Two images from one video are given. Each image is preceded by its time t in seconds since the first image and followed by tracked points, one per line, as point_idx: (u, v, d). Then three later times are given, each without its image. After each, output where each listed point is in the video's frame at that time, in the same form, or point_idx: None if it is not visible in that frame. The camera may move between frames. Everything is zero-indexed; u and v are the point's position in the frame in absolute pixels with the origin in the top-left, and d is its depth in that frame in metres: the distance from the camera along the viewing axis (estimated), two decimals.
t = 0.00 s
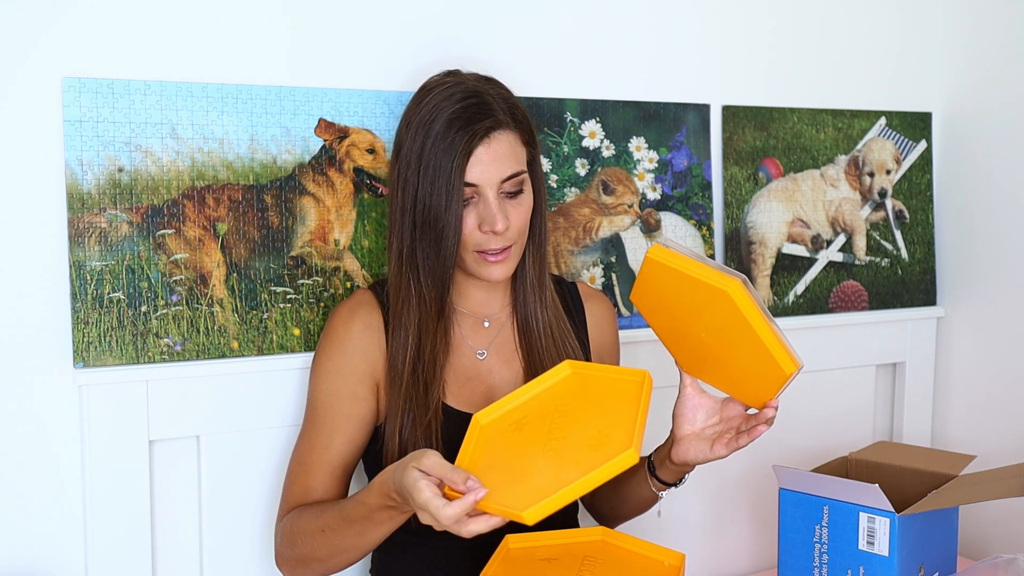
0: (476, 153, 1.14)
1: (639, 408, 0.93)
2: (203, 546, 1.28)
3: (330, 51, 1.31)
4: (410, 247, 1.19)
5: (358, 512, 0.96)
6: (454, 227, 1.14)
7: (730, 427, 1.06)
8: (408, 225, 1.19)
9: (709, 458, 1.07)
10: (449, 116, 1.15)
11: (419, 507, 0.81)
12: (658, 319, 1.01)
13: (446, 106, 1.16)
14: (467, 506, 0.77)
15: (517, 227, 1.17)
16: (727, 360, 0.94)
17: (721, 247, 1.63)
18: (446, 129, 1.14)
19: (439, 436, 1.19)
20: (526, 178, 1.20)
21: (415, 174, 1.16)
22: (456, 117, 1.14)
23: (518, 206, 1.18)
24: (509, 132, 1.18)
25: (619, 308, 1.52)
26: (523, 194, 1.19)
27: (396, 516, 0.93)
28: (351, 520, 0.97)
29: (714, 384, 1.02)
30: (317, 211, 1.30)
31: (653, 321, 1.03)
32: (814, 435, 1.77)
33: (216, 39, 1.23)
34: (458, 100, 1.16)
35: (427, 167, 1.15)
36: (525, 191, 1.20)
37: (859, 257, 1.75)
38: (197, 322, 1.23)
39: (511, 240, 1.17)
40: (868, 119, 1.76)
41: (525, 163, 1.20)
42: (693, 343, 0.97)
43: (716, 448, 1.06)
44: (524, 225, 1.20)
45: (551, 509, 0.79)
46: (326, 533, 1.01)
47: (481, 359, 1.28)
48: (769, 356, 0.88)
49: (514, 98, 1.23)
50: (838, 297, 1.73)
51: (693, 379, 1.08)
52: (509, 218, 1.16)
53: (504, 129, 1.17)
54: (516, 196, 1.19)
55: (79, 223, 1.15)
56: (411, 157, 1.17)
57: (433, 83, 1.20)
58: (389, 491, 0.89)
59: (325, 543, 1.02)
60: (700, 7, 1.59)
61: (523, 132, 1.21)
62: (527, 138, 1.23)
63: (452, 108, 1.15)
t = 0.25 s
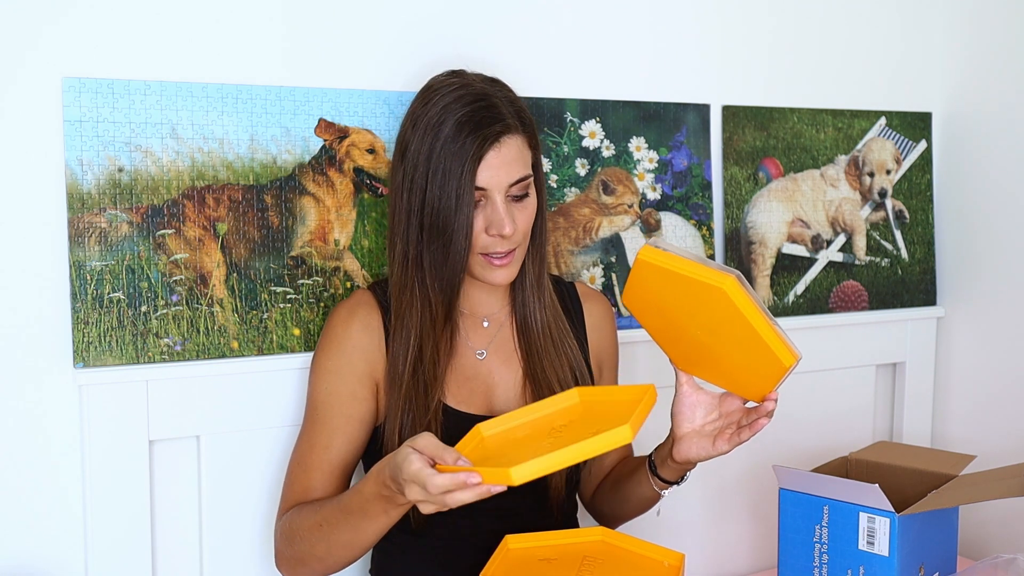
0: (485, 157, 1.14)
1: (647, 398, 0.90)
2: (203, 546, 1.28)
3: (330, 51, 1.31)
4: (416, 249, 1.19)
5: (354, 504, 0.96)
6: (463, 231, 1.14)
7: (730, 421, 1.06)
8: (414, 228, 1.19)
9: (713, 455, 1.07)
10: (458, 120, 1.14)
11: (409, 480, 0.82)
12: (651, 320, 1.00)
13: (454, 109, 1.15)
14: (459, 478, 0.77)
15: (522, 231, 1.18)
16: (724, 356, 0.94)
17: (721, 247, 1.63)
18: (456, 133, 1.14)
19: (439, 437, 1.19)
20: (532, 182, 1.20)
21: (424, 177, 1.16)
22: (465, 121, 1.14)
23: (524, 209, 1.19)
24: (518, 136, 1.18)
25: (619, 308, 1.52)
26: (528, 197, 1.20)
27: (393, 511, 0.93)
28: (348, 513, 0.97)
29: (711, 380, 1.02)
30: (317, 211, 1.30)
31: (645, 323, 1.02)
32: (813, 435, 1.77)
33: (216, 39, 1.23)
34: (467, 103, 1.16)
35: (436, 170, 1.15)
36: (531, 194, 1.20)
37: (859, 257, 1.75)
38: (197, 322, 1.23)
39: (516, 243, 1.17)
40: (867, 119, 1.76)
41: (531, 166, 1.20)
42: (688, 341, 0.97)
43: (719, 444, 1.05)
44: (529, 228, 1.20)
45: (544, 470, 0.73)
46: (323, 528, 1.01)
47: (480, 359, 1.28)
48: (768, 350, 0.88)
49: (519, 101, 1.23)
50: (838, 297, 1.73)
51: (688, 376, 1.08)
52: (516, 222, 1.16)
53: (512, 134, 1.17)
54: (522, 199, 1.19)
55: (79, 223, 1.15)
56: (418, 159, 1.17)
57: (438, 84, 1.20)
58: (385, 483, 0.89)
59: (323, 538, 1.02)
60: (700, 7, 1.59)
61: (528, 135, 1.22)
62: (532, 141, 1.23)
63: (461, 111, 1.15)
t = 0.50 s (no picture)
0: (488, 155, 1.14)
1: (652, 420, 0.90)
2: (203, 546, 1.28)
3: (330, 51, 1.31)
4: (420, 247, 1.19)
5: (358, 505, 0.96)
6: (466, 229, 1.14)
7: (730, 418, 1.06)
8: (418, 226, 1.19)
9: (718, 454, 1.07)
10: (460, 118, 1.15)
11: (421, 474, 0.82)
12: (638, 331, 0.99)
13: (456, 107, 1.16)
14: (476, 466, 0.78)
15: (525, 228, 1.18)
16: (716, 357, 0.94)
17: (721, 247, 1.63)
18: (458, 131, 1.14)
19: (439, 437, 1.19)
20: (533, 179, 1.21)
21: (427, 175, 1.16)
22: (467, 119, 1.15)
23: (526, 206, 1.19)
24: (519, 134, 1.18)
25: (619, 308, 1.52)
26: (530, 194, 1.20)
27: (396, 512, 0.93)
28: (352, 513, 0.97)
29: (703, 380, 1.02)
30: (317, 211, 1.30)
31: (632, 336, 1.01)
32: (814, 435, 1.77)
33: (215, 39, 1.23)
34: (468, 101, 1.16)
35: (439, 168, 1.15)
36: (531, 191, 1.21)
37: (859, 257, 1.75)
38: (197, 322, 1.23)
39: (519, 240, 1.18)
40: (868, 119, 1.76)
41: (531, 163, 1.21)
42: (678, 346, 0.96)
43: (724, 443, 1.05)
44: (530, 225, 1.21)
45: (561, 462, 0.76)
46: (326, 528, 1.01)
47: (480, 359, 1.28)
48: (761, 349, 0.88)
49: (518, 99, 1.24)
50: (838, 297, 1.73)
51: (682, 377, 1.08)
52: (518, 219, 1.17)
53: (513, 131, 1.17)
54: (523, 196, 1.20)
55: (79, 223, 1.15)
56: (420, 158, 1.17)
57: (438, 83, 1.20)
58: (391, 482, 0.89)
59: (326, 539, 1.02)
60: (700, 6, 1.59)
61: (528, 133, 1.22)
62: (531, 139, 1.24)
63: (462, 110, 1.15)
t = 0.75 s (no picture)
0: (487, 148, 1.15)
1: (642, 432, 0.87)
2: (203, 546, 1.28)
3: (330, 51, 1.31)
4: (420, 244, 1.19)
5: (370, 507, 0.96)
6: (467, 223, 1.14)
7: (722, 415, 1.06)
8: (417, 222, 1.19)
9: (717, 451, 1.07)
10: (458, 112, 1.15)
11: (440, 474, 0.81)
12: (612, 351, 0.92)
13: (453, 103, 1.16)
14: (495, 459, 0.77)
15: (524, 222, 1.18)
16: (698, 361, 0.90)
17: (721, 247, 1.63)
18: (456, 125, 1.14)
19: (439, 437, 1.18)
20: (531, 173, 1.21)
21: (426, 171, 1.16)
22: (465, 113, 1.15)
23: (525, 199, 1.19)
24: (517, 127, 1.19)
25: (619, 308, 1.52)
26: (528, 188, 1.21)
27: (408, 513, 0.93)
28: (361, 514, 0.97)
29: (687, 379, 0.98)
30: (317, 211, 1.30)
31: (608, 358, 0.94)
32: (814, 435, 1.77)
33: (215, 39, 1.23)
34: (465, 96, 1.17)
35: (438, 164, 1.15)
36: (530, 185, 1.21)
37: (859, 257, 1.75)
38: (197, 322, 1.23)
39: (519, 234, 1.18)
40: (867, 119, 1.76)
41: (530, 158, 1.21)
42: (656, 357, 0.91)
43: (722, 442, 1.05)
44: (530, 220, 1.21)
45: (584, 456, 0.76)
46: (335, 528, 1.01)
47: (480, 359, 1.28)
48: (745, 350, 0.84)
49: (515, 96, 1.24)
50: (838, 298, 1.73)
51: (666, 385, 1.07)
52: (518, 212, 1.17)
53: (511, 125, 1.18)
54: (522, 190, 1.20)
55: (79, 223, 1.15)
56: (419, 154, 1.17)
57: (435, 80, 1.20)
58: (404, 483, 0.89)
59: (335, 540, 1.02)
60: (699, 7, 1.59)
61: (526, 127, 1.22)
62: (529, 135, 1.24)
63: (459, 105, 1.16)
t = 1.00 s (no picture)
0: (482, 144, 1.15)
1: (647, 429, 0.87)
2: (203, 546, 1.28)
3: (330, 51, 1.31)
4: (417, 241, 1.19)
5: (380, 502, 0.96)
6: (462, 219, 1.14)
7: (706, 408, 1.05)
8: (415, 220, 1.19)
9: (713, 446, 1.06)
10: (453, 109, 1.15)
11: (457, 462, 0.81)
12: (587, 374, 0.88)
13: (448, 99, 1.16)
14: (513, 448, 0.77)
15: (521, 218, 1.18)
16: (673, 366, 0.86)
17: (721, 247, 1.63)
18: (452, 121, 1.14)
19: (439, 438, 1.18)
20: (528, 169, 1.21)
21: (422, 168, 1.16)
22: (461, 109, 1.15)
23: (522, 196, 1.19)
24: (512, 123, 1.19)
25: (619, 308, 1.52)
26: (525, 185, 1.21)
27: (417, 506, 0.93)
28: (370, 510, 0.97)
29: (668, 381, 0.94)
30: (317, 211, 1.30)
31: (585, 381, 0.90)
32: (814, 435, 1.77)
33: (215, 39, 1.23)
34: (461, 93, 1.17)
35: (433, 160, 1.15)
36: (527, 181, 1.21)
37: (859, 257, 1.75)
38: (197, 322, 1.23)
39: (516, 231, 1.18)
40: (868, 119, 1.76)
41: (526, 154, 1.21)
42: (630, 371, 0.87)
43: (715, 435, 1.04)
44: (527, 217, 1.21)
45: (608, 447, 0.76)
46: (343, 525, 1.01)
47: (480, 359, 1.28)
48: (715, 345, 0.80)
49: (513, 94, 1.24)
50: (838, 298, 1.73)
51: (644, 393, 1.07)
52: (514, 209, 1.17)
53: (507, 120, 1.18)
54: (518, 186, 1.20)
55: (79, 223, 1.15)
56: (416, 151, 1.17)
57: (432, 79, 1.21)
58: (414, 476, 0.90)
59: (343, 537, 1.02)
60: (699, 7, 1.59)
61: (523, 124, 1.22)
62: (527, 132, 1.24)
63: (455, 101, 1.16)
